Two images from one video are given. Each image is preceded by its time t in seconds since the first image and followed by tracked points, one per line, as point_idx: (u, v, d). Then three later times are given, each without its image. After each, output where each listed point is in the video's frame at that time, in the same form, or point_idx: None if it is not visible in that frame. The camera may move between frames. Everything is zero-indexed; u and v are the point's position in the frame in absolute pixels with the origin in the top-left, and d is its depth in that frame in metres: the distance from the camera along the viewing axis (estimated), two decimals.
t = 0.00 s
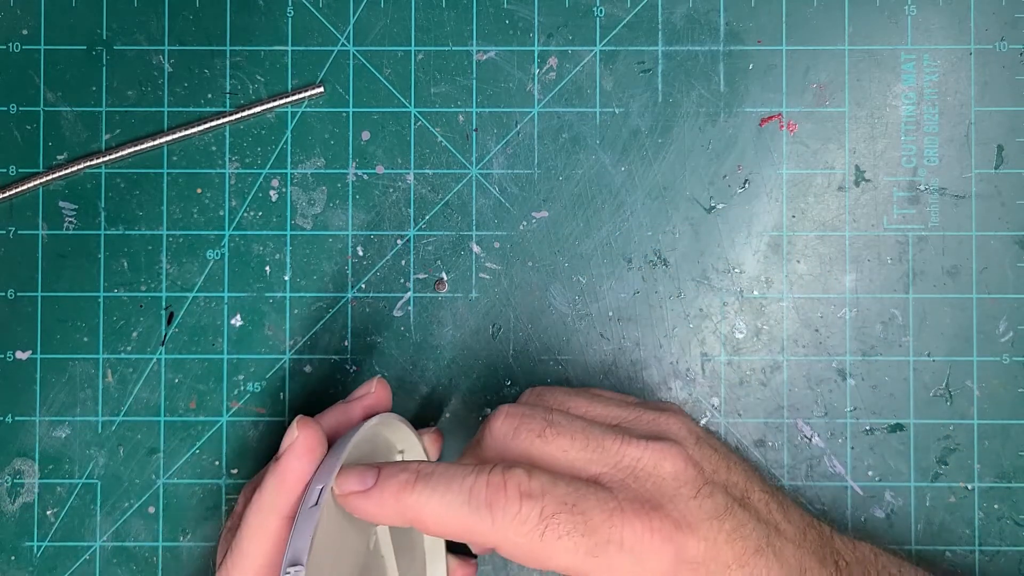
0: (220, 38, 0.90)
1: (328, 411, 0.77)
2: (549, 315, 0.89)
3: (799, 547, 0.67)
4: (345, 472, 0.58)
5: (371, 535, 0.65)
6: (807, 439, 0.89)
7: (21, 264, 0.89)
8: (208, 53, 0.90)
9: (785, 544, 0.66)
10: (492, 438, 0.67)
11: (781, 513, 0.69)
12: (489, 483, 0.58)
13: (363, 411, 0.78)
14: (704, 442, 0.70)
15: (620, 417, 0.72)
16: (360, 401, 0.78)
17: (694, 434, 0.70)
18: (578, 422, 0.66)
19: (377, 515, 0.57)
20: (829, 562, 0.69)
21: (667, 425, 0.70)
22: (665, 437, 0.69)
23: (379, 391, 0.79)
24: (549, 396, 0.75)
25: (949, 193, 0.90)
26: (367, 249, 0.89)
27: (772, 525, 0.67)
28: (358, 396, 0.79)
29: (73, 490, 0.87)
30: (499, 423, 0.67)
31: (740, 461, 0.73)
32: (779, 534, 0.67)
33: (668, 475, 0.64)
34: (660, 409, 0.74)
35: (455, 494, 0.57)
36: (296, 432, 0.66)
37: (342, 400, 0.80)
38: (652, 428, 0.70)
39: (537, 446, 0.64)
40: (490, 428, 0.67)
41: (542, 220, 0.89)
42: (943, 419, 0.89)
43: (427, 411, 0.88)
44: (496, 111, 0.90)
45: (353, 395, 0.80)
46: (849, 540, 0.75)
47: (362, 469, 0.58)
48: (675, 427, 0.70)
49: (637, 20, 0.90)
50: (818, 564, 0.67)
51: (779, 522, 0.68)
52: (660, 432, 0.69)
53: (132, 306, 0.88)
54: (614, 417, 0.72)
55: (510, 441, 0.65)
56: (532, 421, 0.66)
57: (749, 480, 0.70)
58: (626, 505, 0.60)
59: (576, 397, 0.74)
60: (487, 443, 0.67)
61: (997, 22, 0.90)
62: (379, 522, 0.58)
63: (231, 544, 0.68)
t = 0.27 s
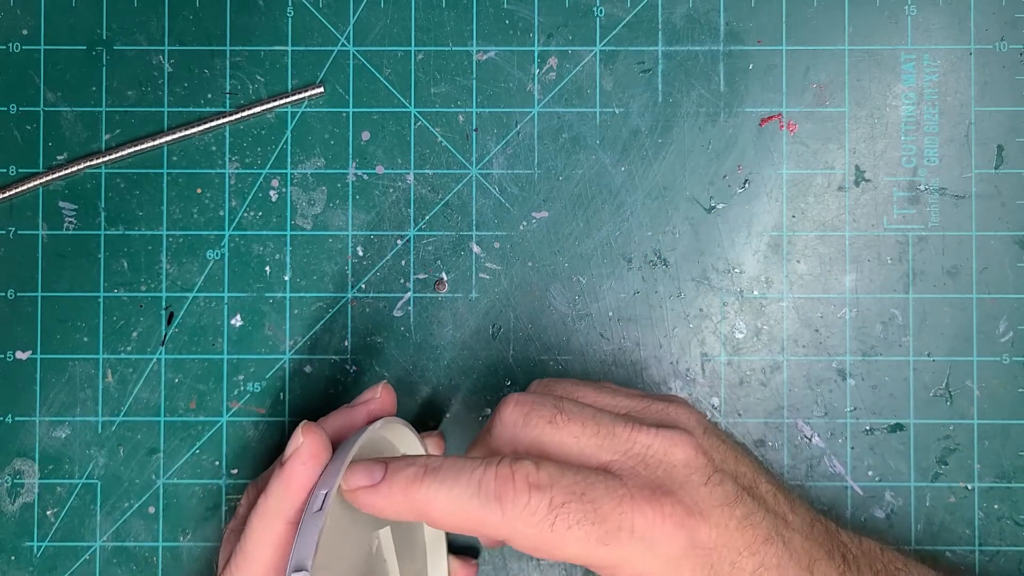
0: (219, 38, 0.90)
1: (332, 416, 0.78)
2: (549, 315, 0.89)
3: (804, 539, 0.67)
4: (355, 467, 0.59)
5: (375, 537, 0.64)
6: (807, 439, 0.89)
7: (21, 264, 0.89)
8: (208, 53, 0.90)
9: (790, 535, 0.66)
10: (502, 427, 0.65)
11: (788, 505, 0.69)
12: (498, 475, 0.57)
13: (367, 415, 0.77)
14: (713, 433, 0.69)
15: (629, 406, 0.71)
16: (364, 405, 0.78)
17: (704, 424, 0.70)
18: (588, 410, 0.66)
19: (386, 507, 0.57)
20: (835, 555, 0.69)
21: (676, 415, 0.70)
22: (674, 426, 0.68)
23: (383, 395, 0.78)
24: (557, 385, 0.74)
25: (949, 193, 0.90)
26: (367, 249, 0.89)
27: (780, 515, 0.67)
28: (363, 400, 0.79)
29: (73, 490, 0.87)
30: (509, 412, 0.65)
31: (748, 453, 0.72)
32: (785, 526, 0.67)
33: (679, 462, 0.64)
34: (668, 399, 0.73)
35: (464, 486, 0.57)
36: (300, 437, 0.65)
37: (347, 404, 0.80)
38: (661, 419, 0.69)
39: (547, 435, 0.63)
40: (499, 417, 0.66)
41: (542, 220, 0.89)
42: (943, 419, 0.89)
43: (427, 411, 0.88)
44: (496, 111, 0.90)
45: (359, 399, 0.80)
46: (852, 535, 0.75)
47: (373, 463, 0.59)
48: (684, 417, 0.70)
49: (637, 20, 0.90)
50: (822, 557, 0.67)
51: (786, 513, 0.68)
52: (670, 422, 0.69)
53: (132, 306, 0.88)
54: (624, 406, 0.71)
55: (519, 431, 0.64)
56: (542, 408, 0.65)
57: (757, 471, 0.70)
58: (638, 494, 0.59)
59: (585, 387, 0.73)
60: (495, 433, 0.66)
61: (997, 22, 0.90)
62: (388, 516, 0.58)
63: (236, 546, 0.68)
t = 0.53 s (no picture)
0: (219, 38, 0.90)
1: (332, 422, 0.78)
2: (549, 315, 0.89)
3: (804, 553, 0.66)
4: (350, 476, 0.58)
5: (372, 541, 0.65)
6: (807, 439, 0.89)
7: (21, 264, 0.89)
8: (208, 53, 0.90)
9: (791, 549, 0.65)
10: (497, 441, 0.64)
11: (791, 518, 0.68)
12: (487, 504, 0.57)
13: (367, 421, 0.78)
14: (717, 445, 0.67)
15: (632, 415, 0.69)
16: (366, 411, 0.78)
17: (708, 436, 0.67)
18: (587, 425, 0.63)
19: (375, 525, 0.57)
20: (836, 567, 0.68)
21: (680, 427, 0.67)
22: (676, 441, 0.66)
23: (385, 401, 0.78)
24: (558, 391, 0.71)
25: (949, 193, 0.90)
26: (367, 249, 0.89)
27: (781, 529, 0.66)
28: (364, 405, 0.79)
29: (73, 490, 0.87)
30: (505, 426, 0.63)
31: (754, 461, 0.71)
32: (786, 540, 0.66)
33: (676, 484, 0.62)
34: (672, 408, 0.70)
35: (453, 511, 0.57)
36: (299, 444, 0.65)
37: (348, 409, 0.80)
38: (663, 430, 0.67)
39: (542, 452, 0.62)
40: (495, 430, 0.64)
41: (542, 220, 0.89)
42: (943, 419, 0.89)
43: (427, 412, 0.88)
44: (496, 111, 0.90)
45: (360, 404, 0.80)
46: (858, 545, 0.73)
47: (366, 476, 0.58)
48: (688, 429, 0.67)
49: (637, 20, 0.90)
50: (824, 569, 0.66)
51: (789, 525, 0.67)
52: (672, 435, 0.66)
53: (132, 306, 0.88)
54: (626, 416, 0.69)
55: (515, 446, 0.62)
56: (540, 424, 0.62)
57: (760, 484, 0.68)
58: (629, 521, 0.59)
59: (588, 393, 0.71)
60: (490, 446, 0.64)
61: (997, 22, 0.90)
62: (378, 533, 0.58)
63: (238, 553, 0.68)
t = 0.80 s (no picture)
0: (219, 38, 0.90)
1: (332, 426, 0.78)
2: (549, 315, 0.89)
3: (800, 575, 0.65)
4: (344, 480, 0.58)
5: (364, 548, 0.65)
6: (807, 439, 0.89)
7: (21, 264, 0.88)
8: (208, 53, 0.90)
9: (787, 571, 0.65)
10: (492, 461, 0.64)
11: (790, 537, 0.67)
12: (474, 532, 0.58)
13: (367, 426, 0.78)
14: (714, 470, 0.67)
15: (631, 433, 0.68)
16: (365, 416, 0.78)
17: (705, 460, 0.67)
18: (581, 450, 0.63)
19: (362, 536, 0.58)
20: None
21: (678, 449, 0.67)
22: (672, 466, 0.65)
23: (384, 407, 0.78)
24: (561, 402, 0.70)
25: (949, 193, 0.90)
26: (367, 249, 0.89)
27: (777, 551, 0.66)
28: (364, 411, 0.78)
29: (73, 490, 0.87)
30: (500, 448, 0.64)
31: (757, 476, 0.70)
32: (781, 560, 0.65)
33: (666, 515, 0.62)
34: (674, 425, 0.69)
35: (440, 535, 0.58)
36: (292, 445, 0.65)
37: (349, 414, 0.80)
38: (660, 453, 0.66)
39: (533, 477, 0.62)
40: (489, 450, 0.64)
41: (542, 220, 0.89)
42: (943, 419, 0.89)
43: (426, 412, 0.88)
44: (496, 111, 0.90)
45: (361, 409, 0.80)
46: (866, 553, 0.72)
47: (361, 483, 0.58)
48: (687, 452, 0.67)
49: (637, 20, 0.90)
50: None
51: (787, 546, 0.66)
52: (668, 459, 0.66)
53: (132, 306, 0.88)
54: (625, 435, 0.68)
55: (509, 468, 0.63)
56: (532, 447, 0.63)
57: (759, 505, 0.67)
58: (613, 553, 0.60)
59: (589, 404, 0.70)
60: (485, 463, 0.65)
61: (998, 22, 0.90)
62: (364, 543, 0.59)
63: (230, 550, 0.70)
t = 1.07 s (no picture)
0: (219, 38, 0.90)
1: (333, 427, 0.79)
2: (549, 315, 0.89)
3: None
4: (345, 489, 0.58)
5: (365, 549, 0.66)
6: (807, 439, 0.89)
7: (21, 264, 0.89)
8: (208, 53, 0.90)
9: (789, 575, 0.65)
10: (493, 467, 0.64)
11: (792, 542, 0.67)
12: (473, 541, 0.58)
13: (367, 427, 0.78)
14: (715, 476, 0.67)
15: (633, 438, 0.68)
16: (365, 417, 0.78)
17: (707, 466, 0.67)
18: (582, 457, 0.63)
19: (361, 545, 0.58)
20: None
21: (680, 454, 0.67)
22: (674, 472, 0.65)
23: (384, 409, 0.78)
24: (564, 405, 0.70)
25: (949, 193, 0.90)
26: (367, 249, 0.89)
27: (779, 556, 0.65)
28: (365, 412, 0.79)
29: (73, 490, 0.87)
30: (502, 455, 0.64)
31: (760, 480, 0.70)
32: (783, 565, 0.65)
33: (667, 522, 0.63)
34: (676, 430, 0.69)
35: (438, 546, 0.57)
36: (291, 448, 0.65)
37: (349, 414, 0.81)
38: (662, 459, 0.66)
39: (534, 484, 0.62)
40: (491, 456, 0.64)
41: (542, 220, 0.89)
42: (943, 419, 0.89)
43: (426, 412, 0.88)
44: (496, 111, 0.90)
45: (362, 409, 0.81)
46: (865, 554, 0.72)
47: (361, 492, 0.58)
48: (689, 458, 0.66)
49: (637, 20, 0.90)
50: None
51: (789, 551, 0.66)
52: (670, 464, 0.66)
53: (132, 306, 0.88)
54: (627, 440, 0.68)
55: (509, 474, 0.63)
56: (533, 454, 0.63)
57: (761, 510, 0.67)
58: (612, 561, 0.60)
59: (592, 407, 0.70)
60: (486, 468, 0.65)
61: (998, 22, 0.90)
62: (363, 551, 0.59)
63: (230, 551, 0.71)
